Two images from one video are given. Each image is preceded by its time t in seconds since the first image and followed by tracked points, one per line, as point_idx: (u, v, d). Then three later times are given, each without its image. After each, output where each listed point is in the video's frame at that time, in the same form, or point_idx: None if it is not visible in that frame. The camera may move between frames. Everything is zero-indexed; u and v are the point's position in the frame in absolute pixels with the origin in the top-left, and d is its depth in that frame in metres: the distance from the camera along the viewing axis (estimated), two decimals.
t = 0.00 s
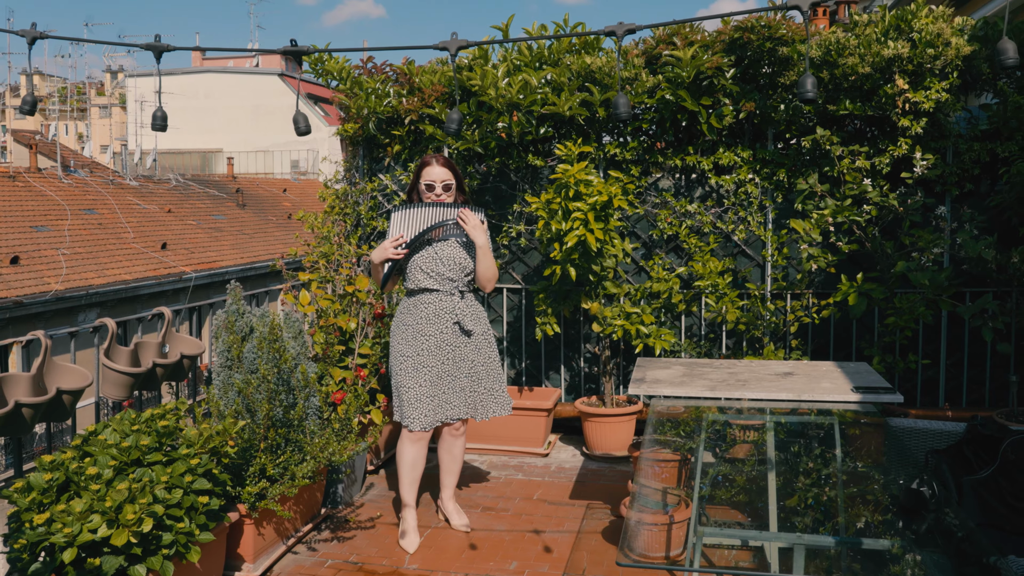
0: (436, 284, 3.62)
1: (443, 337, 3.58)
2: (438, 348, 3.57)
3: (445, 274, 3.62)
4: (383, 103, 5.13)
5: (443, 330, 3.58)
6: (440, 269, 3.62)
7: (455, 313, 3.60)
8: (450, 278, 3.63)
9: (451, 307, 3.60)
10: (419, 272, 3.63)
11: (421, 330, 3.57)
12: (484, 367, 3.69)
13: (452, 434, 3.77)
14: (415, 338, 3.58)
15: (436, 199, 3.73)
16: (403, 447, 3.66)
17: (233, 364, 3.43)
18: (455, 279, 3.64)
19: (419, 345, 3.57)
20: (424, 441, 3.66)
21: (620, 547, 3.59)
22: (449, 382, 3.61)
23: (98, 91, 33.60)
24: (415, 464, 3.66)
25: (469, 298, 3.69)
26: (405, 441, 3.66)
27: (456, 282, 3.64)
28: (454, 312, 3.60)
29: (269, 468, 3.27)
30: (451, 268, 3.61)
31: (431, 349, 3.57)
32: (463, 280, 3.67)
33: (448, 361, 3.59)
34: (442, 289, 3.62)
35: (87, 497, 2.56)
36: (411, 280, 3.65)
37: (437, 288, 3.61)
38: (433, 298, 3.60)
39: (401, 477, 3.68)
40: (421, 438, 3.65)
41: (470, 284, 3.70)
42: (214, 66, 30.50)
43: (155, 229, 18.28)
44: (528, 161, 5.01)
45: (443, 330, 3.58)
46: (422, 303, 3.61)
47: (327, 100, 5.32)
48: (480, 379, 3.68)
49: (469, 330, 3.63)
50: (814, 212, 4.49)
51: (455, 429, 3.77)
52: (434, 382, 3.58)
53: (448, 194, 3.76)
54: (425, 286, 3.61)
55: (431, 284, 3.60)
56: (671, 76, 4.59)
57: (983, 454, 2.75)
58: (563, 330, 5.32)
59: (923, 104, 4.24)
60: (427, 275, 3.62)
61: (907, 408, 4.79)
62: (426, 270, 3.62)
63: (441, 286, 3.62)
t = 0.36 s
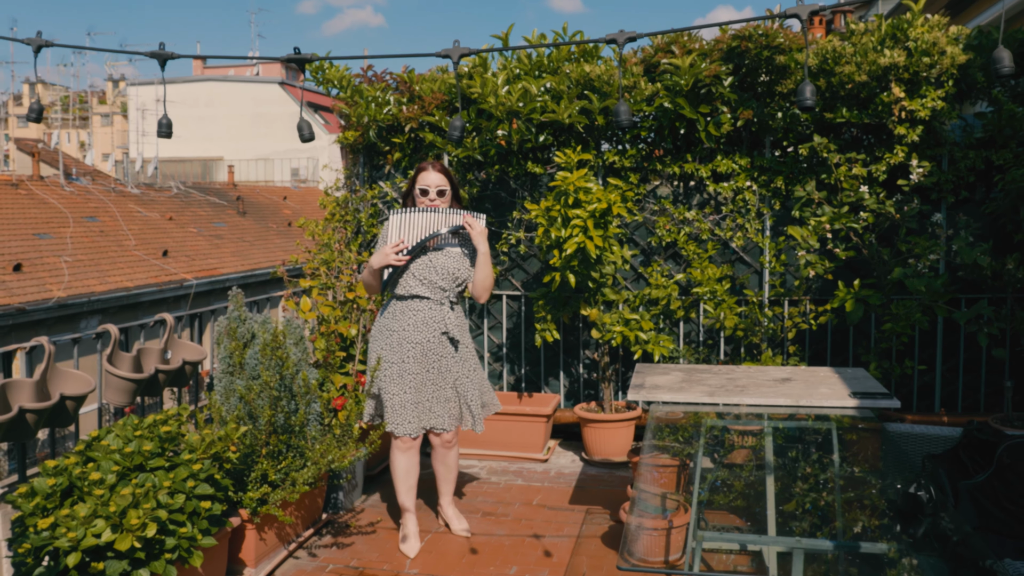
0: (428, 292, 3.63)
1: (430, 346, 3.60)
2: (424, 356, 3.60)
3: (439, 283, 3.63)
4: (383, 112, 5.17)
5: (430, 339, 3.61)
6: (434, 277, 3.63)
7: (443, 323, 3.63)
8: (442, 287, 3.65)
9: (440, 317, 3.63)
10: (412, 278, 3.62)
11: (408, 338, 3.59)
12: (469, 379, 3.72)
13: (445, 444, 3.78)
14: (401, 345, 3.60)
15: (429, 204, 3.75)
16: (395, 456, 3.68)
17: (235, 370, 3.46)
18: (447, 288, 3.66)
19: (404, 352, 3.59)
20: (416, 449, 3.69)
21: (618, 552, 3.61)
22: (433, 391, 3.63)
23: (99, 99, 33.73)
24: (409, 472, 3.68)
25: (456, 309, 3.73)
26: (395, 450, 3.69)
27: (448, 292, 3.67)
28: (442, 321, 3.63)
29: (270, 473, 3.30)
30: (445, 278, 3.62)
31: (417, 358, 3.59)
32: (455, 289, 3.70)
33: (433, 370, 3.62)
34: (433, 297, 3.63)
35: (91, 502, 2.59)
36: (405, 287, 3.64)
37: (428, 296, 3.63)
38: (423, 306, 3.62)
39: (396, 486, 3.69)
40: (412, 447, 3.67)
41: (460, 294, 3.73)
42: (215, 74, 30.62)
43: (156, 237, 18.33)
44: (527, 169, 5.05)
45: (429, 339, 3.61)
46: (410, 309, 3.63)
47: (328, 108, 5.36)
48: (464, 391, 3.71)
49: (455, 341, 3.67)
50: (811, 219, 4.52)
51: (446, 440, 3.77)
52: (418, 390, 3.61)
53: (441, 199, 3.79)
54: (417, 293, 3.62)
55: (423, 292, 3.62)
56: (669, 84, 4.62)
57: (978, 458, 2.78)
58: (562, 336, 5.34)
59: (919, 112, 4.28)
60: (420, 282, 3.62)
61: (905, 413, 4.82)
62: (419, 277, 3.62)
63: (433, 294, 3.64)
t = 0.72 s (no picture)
0: (419, 301, 3.59)
1: (419, 356, 3.55)
2: (413, 367, 3.55)
3: (431, 293, 3.60)
4: (381, 115, 5.15)
5: (420, 349, 3.56)
6: (425, 287, 3.59)
7: (433, 334, 3.58)
8: (433, 297, 3.60)
9: (430, 328, 3.58)
10: (404, 287, 3.58)
11: (397, 347, 3.55)
12: (459, 392, 3.63)
13: (442, 456, 3.75)
14: (390, 354, 3.56)
15: (423, 212, 3.72)
16: (389, 465, 3.66)
17: (231, 375, 3.48)
18: (438, 299, 3.62)
19: (393, 362, 3.55)
20: (409, 457, 3.67)
21: (619, 558, 3.58)
22: (421, 403, 3.57)
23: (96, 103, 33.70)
24: (404, 479, 3.66)
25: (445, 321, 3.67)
26: (389, 458, 3.67)
27: (439, 302, 3.63)
28: (432, 332, 3.58)
29: (268, 479, 3.27)
30: (437, 289, 3.59)
31: (406, 367, 3.55)
32: (445, 300, 3.66)
33: (422, 381, 3.55)
34: (425, 307, 3.59)
35: (87, 507, 2.55)
36: (396, 295, 3.60)
37: (419, 306, 3.58)
38: (414, 315, 3.58)
39: (393, 493, 3.67)
40: (406, 454, 3.66)
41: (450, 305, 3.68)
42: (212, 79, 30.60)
43: (152, 241, 18.30)
44: (527, 172, 5.03)
45: (418, 350, 3.56)
46: (401, 318, 3.58)
47: (326, 112, 5.35)
48: (454, 405, 3.61)
49: (445, 353, 3.60)
50: (812, 223, 4.50)
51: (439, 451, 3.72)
52: (406, 401, 3.57)
53: (435, 206, 3.76)
54: (407, 302, 3.58)
55: (414, 301, 3.58)
56: (669, 87, 4.61)
57: (982, 464, 2.70)
58: (562, 341, 5.32)
59: (921, 115, 4.26)
60: (411, 291, 3.58)
61: (906, 418, 4.80)
62: (411, 286, 3.59)
63: (424, 304, 3.59)
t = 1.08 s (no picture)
0: (416, 304, 3.57)
1: (418, 359, 3.54)
2: (412, 369, 3.53)
3: (428, 294, 3.58)
4: (381, 116, 5.14)
5: (419, 352, 3.55)
6: (422, 289, 3.57)
7: (432, 335, 3.56)
8: (431, 299, 3.59)
9: (429, 329, 3.56)
10: (401, 291, 3.57)
11: (396, 349, 3.54)
12: (458, 395, 3.63)
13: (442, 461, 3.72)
14: (389, 357, 3.55)
15: (416, 216, 3.70)
16: (389, 468, 3.64)
17: (230, 377, 3.47)
18: (436, 300, 3.61)
19: (392, 365, 3.53)
20: (409, 460, 3.66)
21: (620, 561, 3.56)
22: (420, 406, 3.55)
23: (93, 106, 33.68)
24: (405, 483, 3.64)
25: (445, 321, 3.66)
26: (389, 461, 3.65)
27: (437, 303, 3.61)
28: (431, 334, 3.57)
29: (267, 481, 3.25)
30: (434, 290, 3.56)
31: (405, 370, 3.53)
32: (444, 300, 3.64)
33: (421, 384, 3.54)
34: (422, 309, 3.58)
35: (85, 510, 2.54)
36: (392, 300, 3.58)
37: (417, 308, 3.57)
38: (412, 317, 3.56)
39: (393, 496, 3.65)
40: (406, 458, 3.64)
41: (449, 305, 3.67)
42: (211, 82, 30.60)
43: (150, 245, 18.28)
44: (527, 174, 5.02)
45: (418, 352, 3.54)
46: (399, 321, 3.57)
47: (325, 113, 5.34)
48: (453, 407, 3.61)
49: (444, 354, 3.59)
50: (813, 225, 4.49)
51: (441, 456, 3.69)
52: (405, 404, 3.55)
53: (427, 210, 3.74)
54: (405, 305, 3.56)
55: (412, 304, 3.56)
56: (670, 88, 4.61)
57: (984, 465, 2.69)
58: (562, 343, 5.30)
59: (922, 116, 4.25)
60: (408, 294, 3.56)
61: (908, 420, 4.79)
62: (408, 289, 3.57)
63: (422, 306, 3.58)
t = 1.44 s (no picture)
0: (427, 301, 3.57)
1: (434, 355, 3.53)
2: (429, 366, 3.53)
3: (436, 290, 3.59)
4: (384, 117, 5.14)
5: (434, 348, 3.54)
6: (431, 285, 3.58)
7: (446, 330, 3.56)
8: (440, 294, 3.60)
9: (442, 324, 3.57)
10: (410, 290, 3.55)
11: (411, 348, 3.52)
12: (472, 388, 3.65)
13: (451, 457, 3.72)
14: (404, 356, 3.53)
15: (418, 215, 3.69)
16: (398, 467, 3.63)
17: (236, 377, 3.46)
18: (445, 295, 3.62)
19: (407, 364, 3.52)
20: (419, 459, 3.65)
21: (625, 562, 3.56)
22: (438, 402, 3.55)
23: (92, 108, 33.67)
24: (413, 483, 3.63)
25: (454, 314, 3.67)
26: (400, 462, 3.63)
27: (446, 298, 3.62)
28: (445, 329, 3.57)
29: (272, 482, 3.24)
30: (442, 285, 3.57)
31: (421, 368, 3.52)
32: (451, 294, 3.66)
33: (438, 380, 3.54)
34: (434, 306, 3.58)
35: (92, 510, 2.54)
36: (399, 301, 3.57)
37: (427, 305, 3.57)
38: (424, 315, 3.56)
39: (400, 496, 3.65)
40: (416, 457, 3.63)
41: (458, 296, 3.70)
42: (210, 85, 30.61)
43: (150, 247, 18.27)
44: (530, 175, 5.02)
45: (433, 349, 3.53)
46: (412, 320, 3.55)
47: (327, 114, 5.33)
48: (469, 401, 3.62)
49: (458, 348, 3.60)
50: (817, 226, 4.48)
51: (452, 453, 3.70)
52: (422, 401, 3.54)
53: (430, 209, 3.73)
54: (415, 304, 3.55)
55: (422, 302, 3.55)
56: (673, 89, 4.61)
57: (990, 465, 2.70)
58: (565, 344, 5.30)
59: (926, 117, 4.26)
60: (417, 292, 3.56)
61: (911, 421, 4.79)
62: (416, 288, 3.56)
63: (432, 302, 3.58)
